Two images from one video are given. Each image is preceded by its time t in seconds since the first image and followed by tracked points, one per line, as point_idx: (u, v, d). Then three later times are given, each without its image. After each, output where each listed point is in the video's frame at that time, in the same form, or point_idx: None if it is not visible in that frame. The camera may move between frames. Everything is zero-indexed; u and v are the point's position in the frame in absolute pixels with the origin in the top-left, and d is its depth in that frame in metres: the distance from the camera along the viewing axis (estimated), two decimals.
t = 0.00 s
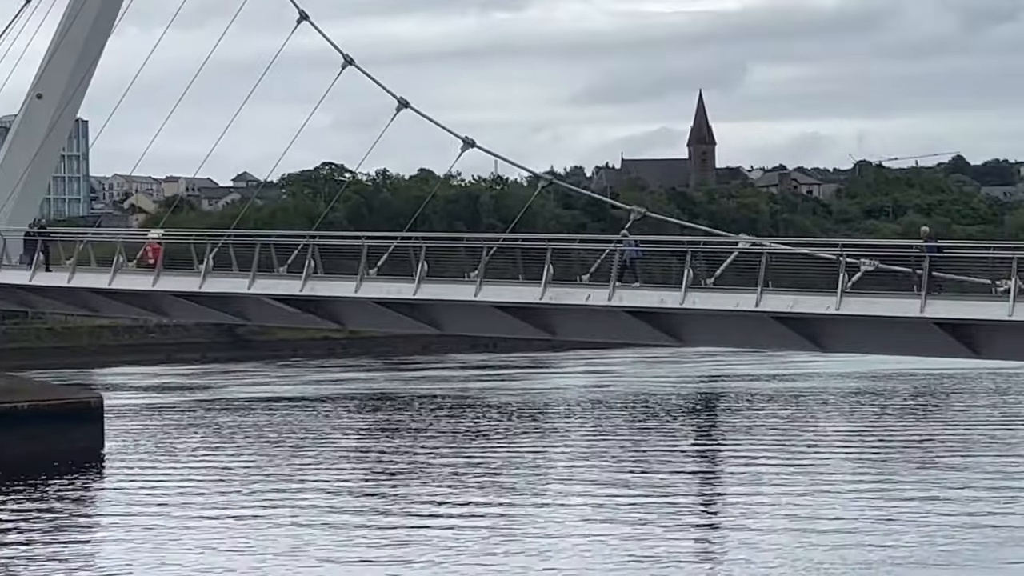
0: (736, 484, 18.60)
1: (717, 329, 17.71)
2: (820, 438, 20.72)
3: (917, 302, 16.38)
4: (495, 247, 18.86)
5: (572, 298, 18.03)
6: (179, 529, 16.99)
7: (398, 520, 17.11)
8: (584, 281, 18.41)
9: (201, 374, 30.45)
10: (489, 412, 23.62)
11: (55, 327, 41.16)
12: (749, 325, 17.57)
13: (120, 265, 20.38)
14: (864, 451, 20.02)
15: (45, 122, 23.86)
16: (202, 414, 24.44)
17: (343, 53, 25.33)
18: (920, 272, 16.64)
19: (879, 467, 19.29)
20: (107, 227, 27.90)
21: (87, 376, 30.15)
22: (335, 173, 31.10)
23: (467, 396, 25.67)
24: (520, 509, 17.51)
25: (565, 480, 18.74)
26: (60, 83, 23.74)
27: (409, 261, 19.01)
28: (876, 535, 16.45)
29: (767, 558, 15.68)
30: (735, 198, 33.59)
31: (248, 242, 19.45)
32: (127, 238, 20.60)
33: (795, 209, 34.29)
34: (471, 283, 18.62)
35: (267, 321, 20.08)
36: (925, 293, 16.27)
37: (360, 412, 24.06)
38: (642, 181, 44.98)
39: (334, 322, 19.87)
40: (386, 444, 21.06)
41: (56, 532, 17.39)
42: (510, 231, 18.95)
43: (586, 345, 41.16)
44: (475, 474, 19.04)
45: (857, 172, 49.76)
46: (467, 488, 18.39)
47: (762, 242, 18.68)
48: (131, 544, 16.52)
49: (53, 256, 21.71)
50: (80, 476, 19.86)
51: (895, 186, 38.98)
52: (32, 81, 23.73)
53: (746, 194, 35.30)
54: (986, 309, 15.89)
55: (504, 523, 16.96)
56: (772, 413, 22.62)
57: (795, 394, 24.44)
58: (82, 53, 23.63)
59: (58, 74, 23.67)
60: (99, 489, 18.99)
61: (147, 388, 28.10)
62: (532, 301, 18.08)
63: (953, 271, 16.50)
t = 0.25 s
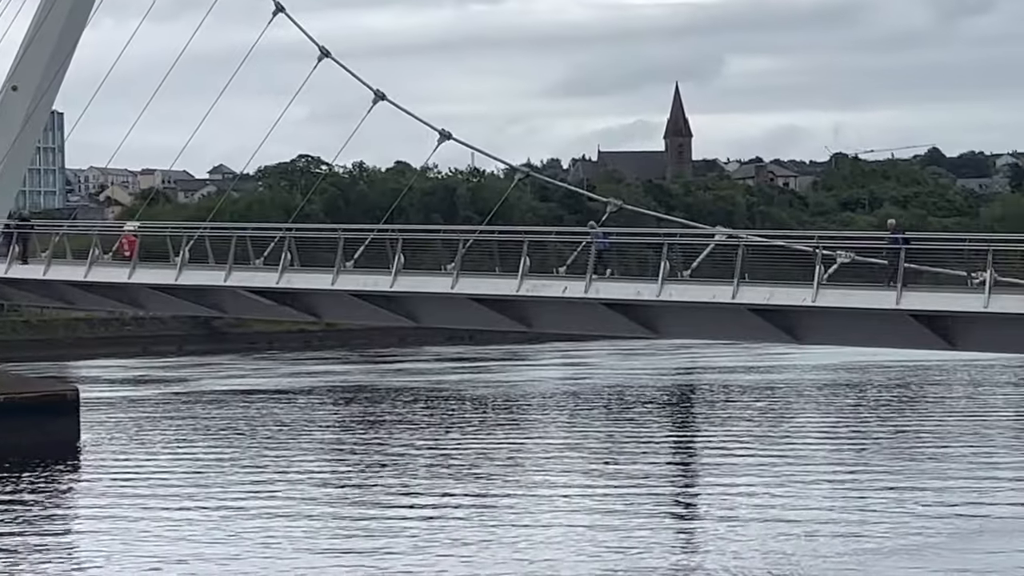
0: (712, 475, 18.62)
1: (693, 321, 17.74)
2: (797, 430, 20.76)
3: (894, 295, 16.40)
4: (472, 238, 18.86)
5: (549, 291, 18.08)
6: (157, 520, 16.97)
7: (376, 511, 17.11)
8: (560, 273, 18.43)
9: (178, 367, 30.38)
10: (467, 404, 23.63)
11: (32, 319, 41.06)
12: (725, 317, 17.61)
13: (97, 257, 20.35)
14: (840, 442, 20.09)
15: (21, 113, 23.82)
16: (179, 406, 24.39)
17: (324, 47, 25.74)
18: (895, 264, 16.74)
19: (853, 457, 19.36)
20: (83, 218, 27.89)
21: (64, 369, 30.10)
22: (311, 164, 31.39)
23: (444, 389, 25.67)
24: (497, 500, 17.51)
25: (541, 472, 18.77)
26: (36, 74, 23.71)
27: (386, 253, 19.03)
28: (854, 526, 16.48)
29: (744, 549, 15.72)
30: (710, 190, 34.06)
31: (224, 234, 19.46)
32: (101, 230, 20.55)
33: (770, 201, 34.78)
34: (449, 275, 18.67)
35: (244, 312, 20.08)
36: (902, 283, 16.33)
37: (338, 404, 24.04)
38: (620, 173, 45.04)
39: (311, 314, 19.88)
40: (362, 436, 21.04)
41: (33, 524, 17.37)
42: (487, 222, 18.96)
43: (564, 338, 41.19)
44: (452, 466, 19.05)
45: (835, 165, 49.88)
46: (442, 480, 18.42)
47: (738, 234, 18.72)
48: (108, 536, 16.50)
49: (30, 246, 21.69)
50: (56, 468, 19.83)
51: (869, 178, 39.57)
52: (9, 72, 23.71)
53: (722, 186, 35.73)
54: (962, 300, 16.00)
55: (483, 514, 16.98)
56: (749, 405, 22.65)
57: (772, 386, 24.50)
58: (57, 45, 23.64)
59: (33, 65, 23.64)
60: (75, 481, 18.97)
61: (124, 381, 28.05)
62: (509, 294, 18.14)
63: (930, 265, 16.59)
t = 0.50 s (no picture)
0: (690, 468, 18.65)
1: (672, 315, 17.77)
2: (775, 423, 20.81)
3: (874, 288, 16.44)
4: (451, 233, 18.85)
5: (528, 284, 18.08)
6: (136, 515, 16.94)
7: (356, 505, 17.11)
8: (540, 267, 18.37)
9: (155, 361, 30.33)
10: (446, 398, 23.64)
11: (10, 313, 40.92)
12: (705, 311, 17.61)
13: (75, 251, 20.34)
14: (818, 435, 20.14)
15: None
16: (156, 400, 24.36)
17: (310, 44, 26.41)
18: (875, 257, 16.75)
19: (831, 450, 19.41)
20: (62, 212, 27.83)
21: (43, 364, 30.01)
22: (290, 159, 31.89)
23: (424, 382, 25.70)
24: (476, 493, 17.52)
25: (520, 465, 18.79)
26: (13, 68, 23.65)
27: (366, 248, 19.03)
28: (833, 518, 16.52)
29: (724, 542, 15.75)
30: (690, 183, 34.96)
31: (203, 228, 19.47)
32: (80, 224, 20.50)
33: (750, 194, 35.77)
34: (428, 270, 18.70)
35: (224, 306, 20.09)
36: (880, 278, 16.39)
37: (316, 398, 24.04)
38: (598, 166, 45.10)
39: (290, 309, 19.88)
40: (340, 430, 21.04)
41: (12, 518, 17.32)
42: (467, 217, 18.96)
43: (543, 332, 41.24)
44: (431, 460, 19.05)
45: (813, 160, 50.05)
46: (420, 473, 18.42)
47: (717, 228, 18.75)
48: (87, 530, 16.47)
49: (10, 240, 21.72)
50: (34, 463, 19.78)
51: (851, 174, 40.67)
52: None
53: (702, 180, 36.60)
54: (939, 294, 16.04)
55: (463, 508, 16.99)
56: (727, 398, 22.70)
57: (750, 379, 24.57)
58: (34, 40, 23.54)
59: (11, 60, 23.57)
60: (54, 476, 18.92)
61: (103, 375, 28.01)
62: (488, 287, 18.13)
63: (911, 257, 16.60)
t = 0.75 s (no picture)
0: (664, 462, 18.67)
1: (648, 308, 17.79)
2: (750, 417, 20.83)
3: (850, 281, 16.47)
4: (427, 226, 18.86)
5: (504, 277, 18.11)
6: (111, 509, 16.89)
7: (332, 499, 17.09)
8: (516, 261, 18.39)
9: (130, 355, 30.25)
10: (421, 391, 23.64)
11: None
12: (681, 304, 17.63)
13: (50, 245, 20.39)
14: (792, 428, 20.19)
15: None
16: (129, 394, 24.29)
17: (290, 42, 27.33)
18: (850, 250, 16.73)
19: (805, 443, 19.45)
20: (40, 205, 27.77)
21: (19, 358, 29.91)
22: (267, 153, 32.68)
23: (401, 376, 25.69)
24: (452, 487, 17.51)
25: (495, 459, 18.80)
26: None
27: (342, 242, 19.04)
28: (807, 511, 16.53)
29: (700, 535, 15.75)
30: (665, 177, 36.12)
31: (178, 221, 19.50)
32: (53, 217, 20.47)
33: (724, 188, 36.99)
34: (404, 263, 18.69)
35: (199, 299, 20.11)
36: (855, 271, 16.40)
37: (291, 392, 24.00)
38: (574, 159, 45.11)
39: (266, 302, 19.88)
40: (315, 424, 21.01)
41: None
42: (443, 210, 18.97)
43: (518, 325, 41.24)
44: (406, 454, 19.05)
45: (788, 154, 50.19)
46: (396, 467, 18.43)
47: (693, 221, 18.76)
48: (61, 524, 16.41)
49: None
50: (10, 456, 19.71)
51: (826, 168, 41.92)
52: None
53: (676, 173, 37.76)
54: (913, 287, 16.04)
55: (438, 501, 16.98)
56: (702, 391, 22.73)
57: (725, 373, 24.61)
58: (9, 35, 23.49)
59: None
60: (30, 470, 18.87)
61: (78, 368, 27.94)
62: (464, 280, 18.16)
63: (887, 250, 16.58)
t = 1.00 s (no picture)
0: (641, 458, 18.66)
1: (626, 304, 17.81)
2: (728, 413, 20.85)
3: (827, 276, 16.49)
4: (405, 222, 18.85)
5: (482, 272, 18.08)
6: (88, 506, 16.85)
7: (309, 495, 17.06)
8: (494, 256, 18.37)
9: (108, 350, 30.19)
10: (399, 387, 23.64)
11: None
12: (660, 300, 17.63)
13: (26, 241, 20.74)
14: (770, 423, 20.22)
15: None
16: (106, 391, 24.23)
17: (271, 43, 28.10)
18: (828, 245, 16.75)
19: (782, 438, 19.47)
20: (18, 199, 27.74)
21: None
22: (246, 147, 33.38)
23: (378, 372, 25.68)
24: (429, 483, 17.49)
25: (472, 454, 18.79)
26: None
27: (320, 237, 19.07)
28: (784, 507, 16.53)
29: (677, 532, 15.74)
30: (645, 173, 37.14)
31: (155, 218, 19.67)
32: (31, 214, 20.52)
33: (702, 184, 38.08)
34: (382, 258, 18.71)
35: (177, 296, 20.14)
36: (833, 267, 16.44)
37: (268, 388, 23.96)
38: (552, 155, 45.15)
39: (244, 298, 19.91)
40: (292, 421, 20.98)
41: None
42: (422, 206, 18.97)
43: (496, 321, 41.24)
44: (383, 450, 19.03)
45: (766, 150, 50.36)
46: (373, 463, 18.41)
47: (669, 218, 18.78)
48: (38, 521, 16.35)
49: None
50: None
51: (804, 163, 43.01)
52: None
53: (655, 168, 38.79)
54: (890, 283, 16.08)
55: (416, 497, 16.96)
56: (680, 387, 22.75)
57: (704, 368, 24.65)
58: None
59: None
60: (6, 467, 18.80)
61: (55, 364, 27.88)
62: (442, 276, 18.16)
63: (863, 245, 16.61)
